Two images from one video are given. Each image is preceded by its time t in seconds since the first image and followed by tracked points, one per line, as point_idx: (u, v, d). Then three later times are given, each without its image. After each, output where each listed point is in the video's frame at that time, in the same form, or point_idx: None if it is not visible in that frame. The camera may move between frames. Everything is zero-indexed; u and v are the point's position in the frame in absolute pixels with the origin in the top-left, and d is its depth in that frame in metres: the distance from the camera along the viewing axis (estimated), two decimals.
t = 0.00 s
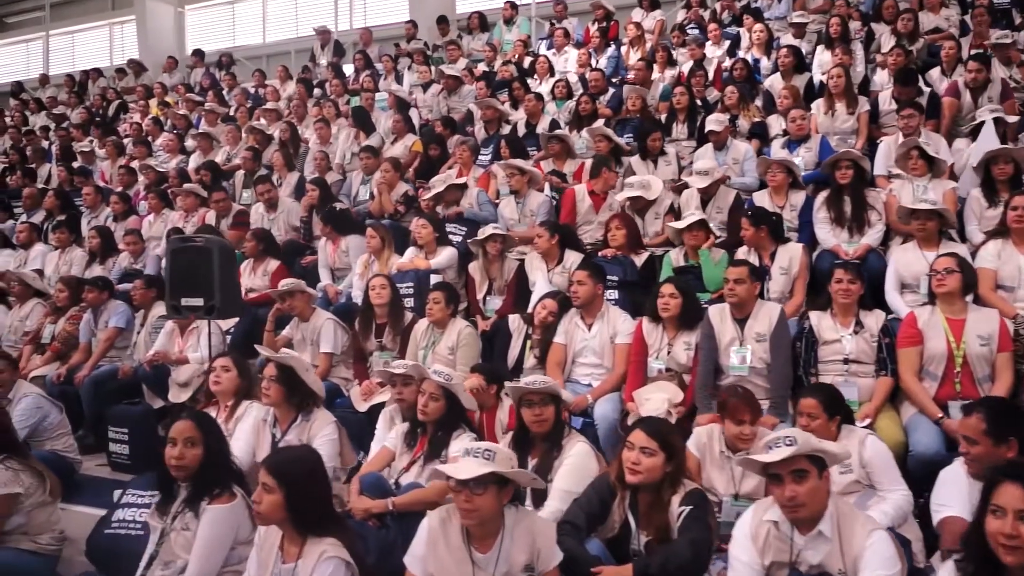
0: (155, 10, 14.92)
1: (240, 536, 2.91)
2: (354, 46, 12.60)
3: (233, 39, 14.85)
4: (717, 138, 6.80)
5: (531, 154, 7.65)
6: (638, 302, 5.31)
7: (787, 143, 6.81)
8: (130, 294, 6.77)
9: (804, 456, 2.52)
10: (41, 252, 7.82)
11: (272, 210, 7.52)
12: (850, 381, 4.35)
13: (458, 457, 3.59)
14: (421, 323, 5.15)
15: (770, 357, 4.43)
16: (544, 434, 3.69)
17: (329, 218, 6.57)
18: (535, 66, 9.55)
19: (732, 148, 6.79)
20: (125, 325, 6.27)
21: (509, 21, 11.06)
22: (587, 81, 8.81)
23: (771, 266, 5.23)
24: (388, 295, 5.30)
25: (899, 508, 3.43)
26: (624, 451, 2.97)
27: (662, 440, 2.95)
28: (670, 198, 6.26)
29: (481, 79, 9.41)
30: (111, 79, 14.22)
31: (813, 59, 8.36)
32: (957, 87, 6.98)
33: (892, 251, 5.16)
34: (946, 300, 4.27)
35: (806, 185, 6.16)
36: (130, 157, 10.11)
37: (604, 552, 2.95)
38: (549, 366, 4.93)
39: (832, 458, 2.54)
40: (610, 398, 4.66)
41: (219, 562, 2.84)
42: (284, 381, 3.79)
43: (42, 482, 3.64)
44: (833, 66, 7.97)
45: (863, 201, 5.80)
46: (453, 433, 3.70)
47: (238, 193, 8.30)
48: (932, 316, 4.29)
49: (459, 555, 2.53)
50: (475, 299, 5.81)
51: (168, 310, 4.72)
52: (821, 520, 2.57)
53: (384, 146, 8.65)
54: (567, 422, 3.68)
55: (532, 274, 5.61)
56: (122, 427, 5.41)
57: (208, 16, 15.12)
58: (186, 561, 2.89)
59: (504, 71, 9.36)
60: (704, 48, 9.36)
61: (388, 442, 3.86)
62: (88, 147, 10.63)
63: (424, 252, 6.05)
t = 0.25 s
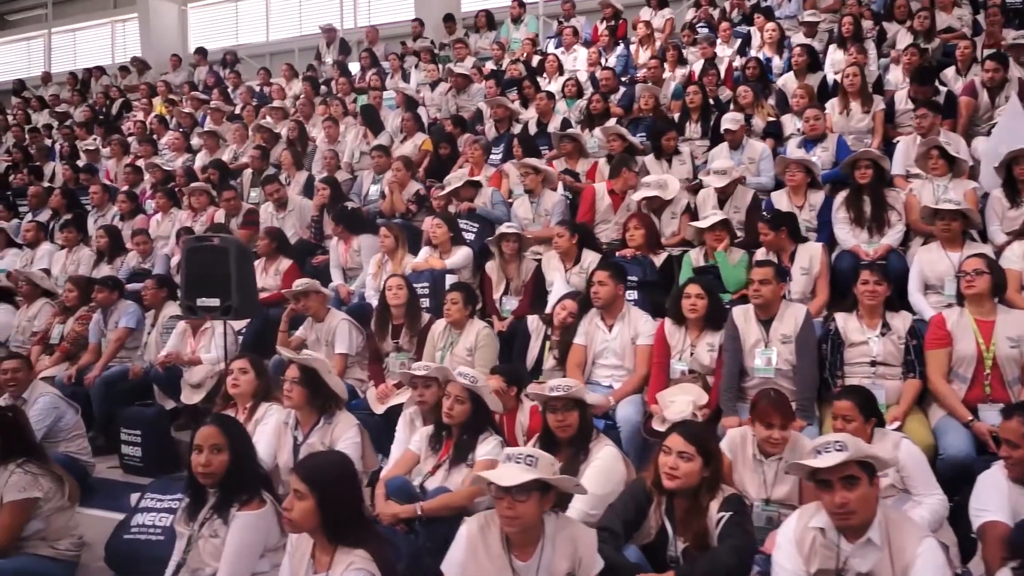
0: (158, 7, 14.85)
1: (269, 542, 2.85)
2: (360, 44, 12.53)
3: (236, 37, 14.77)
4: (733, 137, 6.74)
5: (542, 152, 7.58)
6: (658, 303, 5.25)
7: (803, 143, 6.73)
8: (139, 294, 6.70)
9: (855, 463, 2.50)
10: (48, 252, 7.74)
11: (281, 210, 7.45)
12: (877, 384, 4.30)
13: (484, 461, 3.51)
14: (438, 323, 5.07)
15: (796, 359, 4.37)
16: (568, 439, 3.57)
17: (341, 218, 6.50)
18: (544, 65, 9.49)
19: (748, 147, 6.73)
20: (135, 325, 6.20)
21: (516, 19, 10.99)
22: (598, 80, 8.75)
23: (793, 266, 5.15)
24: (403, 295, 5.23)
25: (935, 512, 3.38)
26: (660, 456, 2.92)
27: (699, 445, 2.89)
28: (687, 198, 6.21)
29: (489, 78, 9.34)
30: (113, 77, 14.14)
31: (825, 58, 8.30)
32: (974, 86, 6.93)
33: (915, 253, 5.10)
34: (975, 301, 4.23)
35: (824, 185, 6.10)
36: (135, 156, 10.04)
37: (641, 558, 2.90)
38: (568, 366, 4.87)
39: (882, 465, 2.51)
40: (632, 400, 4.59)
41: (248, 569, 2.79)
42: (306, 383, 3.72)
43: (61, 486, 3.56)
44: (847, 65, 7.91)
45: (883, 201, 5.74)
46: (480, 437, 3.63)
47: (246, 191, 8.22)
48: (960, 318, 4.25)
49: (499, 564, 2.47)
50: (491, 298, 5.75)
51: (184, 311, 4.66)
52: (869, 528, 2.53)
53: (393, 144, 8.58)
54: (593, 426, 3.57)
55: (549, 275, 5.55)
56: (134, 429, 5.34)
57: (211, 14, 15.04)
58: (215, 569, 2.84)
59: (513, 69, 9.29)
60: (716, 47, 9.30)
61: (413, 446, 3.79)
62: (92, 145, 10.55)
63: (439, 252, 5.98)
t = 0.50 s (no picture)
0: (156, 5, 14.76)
1: (296, 548, 2.80)
2: (362, 43, 12.45)
3: (235, 36, 14.68)
4: (744, 137, 6.70)
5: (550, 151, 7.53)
6: (674, 304, 5.20)
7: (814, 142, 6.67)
8: (144, 294, 6.62)
9: (902, 467, 2.47)
10: (49, 251, 7.66)
11: (286, 209, 7.38)
12: (899, 385, 4.25)
13: (507, 465, 3.45)
14: (452, 324, 5.01)
15: (817, 359, 4.33)
16: (585, 441, 3.49)
17: (349, 217, 6.43)
18: (550, 65, 9.44)
19: (759, 146, 6.68)
20: (141, 326, 6.12)
21: (520, 18, 10.94)
22: (604, 79, 8.70)
23: (808, 265, 5.08)
24: (416, 295, 5.17)
25: (965, 514, 3.33)
26: (693, 458, 2.86)
27: (733, 446, 2.83)
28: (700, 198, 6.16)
29: (495, 77, 9.29)
30: (111, 76, 14.04)
31: (834, 57, 8.25)
32: (986, 86, 6.90)
33: (933, 252, 5.05)
34: (998, 301, 4.19)
35: (837, 184, 6.06)
36: (136, 155, 9.95)
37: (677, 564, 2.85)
38: (583, 366, 4.81)
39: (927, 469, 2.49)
40: (651, 402, 4.54)
41: None
42: (325, 384, 3.65)
43: (75, 490, 3.48)
44: (856, 64, 7.88)
45: (897, 201, 5.71)
46: (502, 440, 3.57)
47: (250, 190, 8.14)
48: (984, 318, 4.20)
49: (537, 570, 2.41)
50: (504, 298, 5.73)
51: (194, 311, 4.59)
52: (912, 531, 2.51)
53: (398, 143, 8.52)
54: (612, 428, 3.49)
55: (562, 274, 5.50)
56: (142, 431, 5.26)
57: (210, 13, 14.94)
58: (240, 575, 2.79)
59: (518, 68, 9.23)
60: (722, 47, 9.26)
61: (432, 449, 3.72)
62: (92, 144, 10.46)
63: (449, 251, 5.91)
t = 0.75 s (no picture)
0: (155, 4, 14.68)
1: (322, 553, 2.74)
2: (364, 41, 12.38)
3: (234, 35, 14.59)
4: (755, 136, 6.65)
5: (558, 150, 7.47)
6: (689, 303, 5.15)
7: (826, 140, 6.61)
8: (149, 294, 6.55)
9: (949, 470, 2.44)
10: (52, 251, 7.59)
11: (292, 208, 7.31)
12: (922, 386, 4.21)
13: (532, 467, 3.39)
14: (466, 324, 4.95)
15: (838, 359, 4.27)
16: (608, 441, 3.39)
17: (358, 217, 6.37)
18: (555, 64, 9.39)
19: (770, 145, 6.61)
20: (147, 327, 6.05)
21: (523, 17, 10.88)
22: (610, 77, 8.64)
23: (825, 264, 5.03)
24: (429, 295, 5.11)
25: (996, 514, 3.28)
26: (726, 460, 2.81)
27: (768, 448, 2.78)
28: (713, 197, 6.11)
29: (500, 76, 9.23)
30: (110, 75, 13.96)
31: (842, 56, 8.21)
32: (997, 84, 6.87)
33: (951, 251, 4.99)
34: (1021, 300, 4.15)
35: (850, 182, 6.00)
36: (137, 154, 9.87)
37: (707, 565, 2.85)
38: (598, 366, 4.76)
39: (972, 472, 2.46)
40: (669, 402, 4.48)
41: None
42: (344, 386, 3.58)
43: (89, 495, 3.41)
44: (864, 62, 7.84)
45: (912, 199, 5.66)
46: (524, 442, 3.51)
47: (254, 190, 8.07)
48: (1007, 317, 4.16)
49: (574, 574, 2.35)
50: (516, 297, 5.67)
51: (206, 311, 4.51)
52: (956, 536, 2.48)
53: (403, 143, 8.46)
54: (634, 428, 3.39)
55: (575, 274, 5.44)
56: (151, 433, 5.19)
57: (209, 11, 14.86)
58: None
59: (523, 67, 9.17)
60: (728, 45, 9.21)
61: (453, 450, 3.65)
62: (93, 144, 10.38)
63: (460, 251, 5.85)
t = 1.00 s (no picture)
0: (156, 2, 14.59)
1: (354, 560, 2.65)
2: (367, 39, 12.30)
3: (235, 33, 14.50)
4: (769, 133, 6.58)
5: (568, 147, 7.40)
6: (709, 302, 5.08)
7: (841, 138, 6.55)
8: (157, 293, 6.47)
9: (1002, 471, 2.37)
10: (57, 250, 7.50)
11: (299, 206, 7.23)
12: (949, 387, 4.16)
13: (560, 469, 3.31)
14: (483, 323, 4.87)
15: (865, 358, 4.20)
16: (636, 440, 3.23)
17: (369, 214, 6.28)
18: (563, 61, 9.32)
19: (785, 142, 6.54)
20: (155, 326, 5.96)
21: (529, 14, 10.81)
22: (619, 74, 8.57)
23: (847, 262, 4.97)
24: (444, 293, 5.02)
25: None
26: (766, 462, 2.74)
27: (808, 450, 2.71)
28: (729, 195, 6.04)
29: (507, 73, 9.15)
30: (111, 73, 13.87)
31: (854, 52, 8.14)
32: (1013, 81, 6.81)
33: (975, 248, 4.92)
34: None
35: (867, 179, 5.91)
36: (141, 152, 9.78)
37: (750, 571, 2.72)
38: (618, 365, 4.67)
39: None
40: (693, 401, 4.41)
41: None
42: (366, 385, 3.50)
43: (106, 498, 3.32)
44: (877, 59, 7.78)
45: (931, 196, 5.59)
46: (551, 443, 3.42)
47: (261, 188, 7.99)
48: None
49: None
50: (530, 296, 5.58)
51: (220, 310, 4.42)
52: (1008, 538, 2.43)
53: (411, 140, 8.38)
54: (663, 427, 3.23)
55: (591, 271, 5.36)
56: (161, 434, 5.10)
57: (210, 9, 14.77)
58: None
59: (530, 64, 9.09)
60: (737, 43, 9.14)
61: (477, 452, 3.57)
62: (96, 141, 10.29)
63: (473, 249, 5.77)
